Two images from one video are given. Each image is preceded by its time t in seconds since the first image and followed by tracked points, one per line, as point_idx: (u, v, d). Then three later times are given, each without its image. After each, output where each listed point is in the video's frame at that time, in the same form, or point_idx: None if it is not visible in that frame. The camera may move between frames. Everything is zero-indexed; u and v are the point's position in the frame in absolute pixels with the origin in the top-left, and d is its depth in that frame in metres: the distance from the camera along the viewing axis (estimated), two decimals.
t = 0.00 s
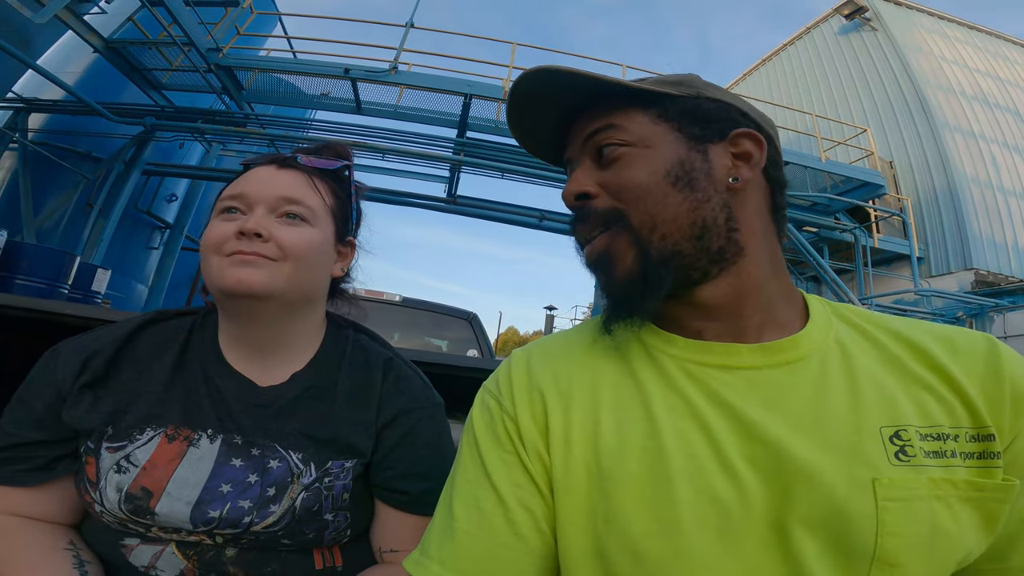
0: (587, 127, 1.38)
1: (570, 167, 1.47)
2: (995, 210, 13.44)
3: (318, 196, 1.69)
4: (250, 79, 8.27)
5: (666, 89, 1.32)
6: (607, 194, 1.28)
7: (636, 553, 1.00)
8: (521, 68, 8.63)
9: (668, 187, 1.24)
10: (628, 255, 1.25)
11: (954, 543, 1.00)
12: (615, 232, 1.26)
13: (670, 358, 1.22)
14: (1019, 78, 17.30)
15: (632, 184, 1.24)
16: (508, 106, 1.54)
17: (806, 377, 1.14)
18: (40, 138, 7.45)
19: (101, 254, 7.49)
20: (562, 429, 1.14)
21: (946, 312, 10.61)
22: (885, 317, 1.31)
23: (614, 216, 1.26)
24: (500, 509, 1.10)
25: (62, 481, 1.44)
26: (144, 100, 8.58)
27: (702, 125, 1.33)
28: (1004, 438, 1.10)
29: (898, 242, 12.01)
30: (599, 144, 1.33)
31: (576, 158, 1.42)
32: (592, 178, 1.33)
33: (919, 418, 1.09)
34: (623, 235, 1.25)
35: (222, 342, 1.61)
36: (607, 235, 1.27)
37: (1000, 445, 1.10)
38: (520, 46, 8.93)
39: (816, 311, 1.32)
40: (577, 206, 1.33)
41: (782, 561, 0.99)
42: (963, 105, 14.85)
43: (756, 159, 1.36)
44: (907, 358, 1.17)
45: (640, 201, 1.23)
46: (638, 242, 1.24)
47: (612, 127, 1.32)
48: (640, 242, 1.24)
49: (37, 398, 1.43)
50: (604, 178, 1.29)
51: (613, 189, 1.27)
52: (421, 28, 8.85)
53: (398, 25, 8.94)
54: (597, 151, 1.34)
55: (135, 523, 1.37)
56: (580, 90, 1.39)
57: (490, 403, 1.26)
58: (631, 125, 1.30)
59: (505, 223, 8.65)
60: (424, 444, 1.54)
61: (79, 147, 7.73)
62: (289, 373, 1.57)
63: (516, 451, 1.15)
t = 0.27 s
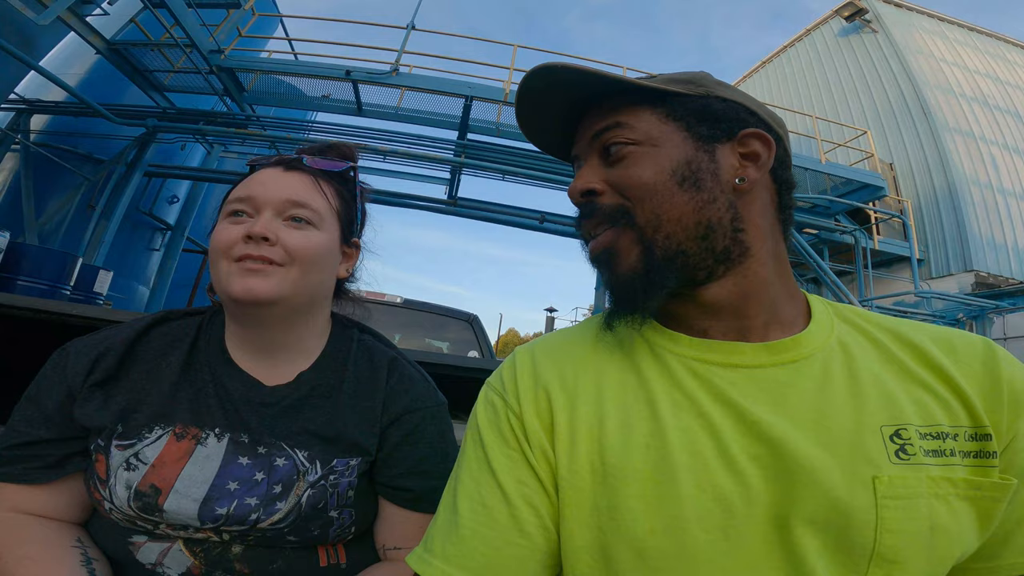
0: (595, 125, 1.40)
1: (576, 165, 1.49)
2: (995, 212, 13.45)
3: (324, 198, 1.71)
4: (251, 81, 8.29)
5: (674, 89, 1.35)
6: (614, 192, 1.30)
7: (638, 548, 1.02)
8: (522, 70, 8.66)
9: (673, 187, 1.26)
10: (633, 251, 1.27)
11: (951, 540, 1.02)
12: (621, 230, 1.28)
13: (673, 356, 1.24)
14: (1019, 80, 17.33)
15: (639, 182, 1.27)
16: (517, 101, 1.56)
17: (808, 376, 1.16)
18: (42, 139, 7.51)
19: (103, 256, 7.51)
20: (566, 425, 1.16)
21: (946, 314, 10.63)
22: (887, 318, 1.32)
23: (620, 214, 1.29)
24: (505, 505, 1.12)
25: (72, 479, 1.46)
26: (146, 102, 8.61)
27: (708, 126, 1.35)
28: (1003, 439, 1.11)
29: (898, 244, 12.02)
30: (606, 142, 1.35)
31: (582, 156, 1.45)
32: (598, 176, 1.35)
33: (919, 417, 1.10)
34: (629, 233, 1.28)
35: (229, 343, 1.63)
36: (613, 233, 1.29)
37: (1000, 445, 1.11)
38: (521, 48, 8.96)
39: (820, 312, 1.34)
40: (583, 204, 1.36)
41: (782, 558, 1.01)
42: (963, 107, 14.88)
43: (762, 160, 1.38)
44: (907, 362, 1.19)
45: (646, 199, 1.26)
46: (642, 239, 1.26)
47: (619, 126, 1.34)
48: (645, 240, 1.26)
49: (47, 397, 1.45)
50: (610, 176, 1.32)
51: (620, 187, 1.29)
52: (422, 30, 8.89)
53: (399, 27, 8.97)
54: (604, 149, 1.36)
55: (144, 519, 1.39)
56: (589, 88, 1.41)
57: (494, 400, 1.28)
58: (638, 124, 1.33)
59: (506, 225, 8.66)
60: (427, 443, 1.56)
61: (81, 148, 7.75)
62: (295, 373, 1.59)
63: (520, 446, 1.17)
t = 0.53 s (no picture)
0: (598, 121, 1.40)
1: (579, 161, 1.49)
2: (996, 213, 13.44)
3: (323, 199, 1.71)
4: (252, 82, 8.30)
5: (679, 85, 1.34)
6: (620, 187, 1.29)
7: (642, 548, 1.02)
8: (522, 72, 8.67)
9: (680, 182, 1.25)
10: (638, 247, 1.26)
11: (956, 542, 1.01)
12: (627, 225, 1.28)
13: (678, 355, 1.24)
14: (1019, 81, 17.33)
15: (644, 178, 1.26)
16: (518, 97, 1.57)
17: (813, 376, 1.15)
18: (43, 141, 7.53)
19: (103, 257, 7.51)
20: (568, 424, 1.16)
21: (946, 315, 10.62)
22: (890, 316, 1.32)
23: (625, 210, 1.28)
24: (507, 504, 1.11)
25: (72, 478, 1.46)
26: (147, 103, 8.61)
27: (715, 122, 1.34)
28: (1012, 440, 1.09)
29: (899, 245, 12.01)
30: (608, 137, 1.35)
31: (586, 152, 1.44)
32: (603, 172, 1.35)
33: (927, 418, 1.09)
34: (635, 228, 1.27)
35: (229, 342, 1.63)
36: (618, 228, 1.28)
37: (1007, 446, 1.09)
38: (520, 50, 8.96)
39: (824, 311, 1.33)
40: (587, 200, 1.35)
41: (785, 558, 1.01)
42: (963, 107, 14.87)
43: (768, 156, 1.37)
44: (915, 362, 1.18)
45: (652, 195, 1.25)
46: (647, 234, 1.25)
47: (624, 121, 1.33)
48: (652, 235, 1.25)
49: (48, 396, 1.45)
50: (615, 172, 1.31)
51: (625, 182, 1.28)
52: (422, 31, 8.90)
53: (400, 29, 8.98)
54: (608, 144, 1.35)
55: (143, 518, 1.39)
56: (593, 82, 1.40)
57: (497, 398, 1.27)
58: (643, 120, 1.32)
59: (506, 226, 8.67)
60: (426, 443, 1.57)
61: (81, 150, 7.75)
62: (294, 373, 1.59)
63: (523, 445, 1.17)
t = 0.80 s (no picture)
0: (619, 113, 1.33)
1: (589, 154, 1.41)
2: (997, 214, 13.42)
3: (321, 200, 1.72)
4: (252, 84, 8.30)
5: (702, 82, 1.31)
6: (649, 183, 1.23)
7: (638, 548, 1.02)
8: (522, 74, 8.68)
9: (713, 181, 1.23)
10: (669, 246, 1.22)
11: (950, 542, 1.01)
12: (656, 223, 1.22)
13: (681, 357, 1.23)
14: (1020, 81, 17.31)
15: (678, 175, 1.21)
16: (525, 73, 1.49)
17: (809, 377, 1.15)
18: (45, 143, 7.55)
19: (105, 260, 7.53)
20: (566, 425, 1.16)
21: (947, 316, 10.61)
22: (885, 317, 1.32)
23: (656, 207, 1.22)
24: (505, 504, 1.12)
25: (69, 476, 1.46)
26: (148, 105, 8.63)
27: (738, 122, 1.32)
28: (1004, 441, 1.09)
29: (900, 246, 11.99)
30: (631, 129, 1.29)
31: (601, 145, 1.36)
32: (626, 167, 1.28)
33: (920, 418, 1.08)
34: (667, 226, 1.22)
35: (226, 342, 1.64)
36: (648, 226, 1.23)
37: (1000, 447, 1.09)
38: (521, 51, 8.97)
39: (821, 313, 1.33)
40: (611, 195, 1.28)
41: (779, 558, 1.00)
42: (964, 108, 14.86)
43: (783, 160, 1.38)
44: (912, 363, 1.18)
45: (687, 192, 1.21)
46: (680, 234, 1.21)
47: (648, 116, 1.28)
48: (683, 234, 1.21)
49: (47, 395, 1.46)
50: (642, 167, 1.25)
51: (656, 178, 1.22)
52: (422, 33, 8.91)
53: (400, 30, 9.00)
54: (630, 139, 1.29)
55: (139, 517, 1.39)
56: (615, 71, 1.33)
57: (493, 398, 1.28)
58: (669, 116, 1.27)
59: (506, 228, 8.68)
60: (422, 442, 1.57)
61: (83, 152, 7.77)
62: (292, 372, 1.59)
63: (520, 445, 1.17)
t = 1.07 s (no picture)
0: (641, 103, 1.26)
1: (601, 142, 1.32)
2: (998, 214, 13.39)
3: (312, 202, 1.71)
4: (253, 86, 8.30)
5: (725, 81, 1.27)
6: (674, 180, 1.18)
7: (626, 549, 1.01)
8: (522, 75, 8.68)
9: (738, 184, 1.20)
10: (689, 247, 1.17)
11: (937, 545, 1.00)
12: (679, 221, 1.17)
13: (671, 361, 1.22)
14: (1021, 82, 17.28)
15: (705, 174, 1.17)
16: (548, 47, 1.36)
17: (798, 380, 1.14)
18: (46, 145, 7.57)
19: (105, 261, 7.54)
20: (557, 427, 1.15)
21: (949, 316, 10.58)
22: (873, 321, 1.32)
23: (681, 205, 1.17)
24: (495, 506, 1.11)
25: (60, 478, 1.46)
26: (149, 107, 8.66)
27: (755, 127, 1.30)
28: (990, 446, 1.09)
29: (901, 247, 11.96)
30: (656, 122, 1.23)
31: (616, 134, 1.28)
32: (647, 161, 1.22)
33: (907, 421, 1.08)
34: (688, 226, 1.17)
35: (217, 344, 1.63)
36: (669, 225, 1.17)
37: (985, 451, 1.08)
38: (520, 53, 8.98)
39: (811, 315, 1.32)
40: (633, 188, 1.20)
41: (766, 561, 1.00)
42: (964, 109, 14.84)
43: (789, 168, 1.37)
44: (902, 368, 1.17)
45: (713, 192, 1.17)
46: (700, 235, 1.17)
47: (673, 111, 1.23)
48: (704, 235, 1.17)
49: (39, 396, 1.46)
50: (665, 163, 1.19)
51: (682, 176, 1.17)
52: (422, 35, 8.92)
53: (400, 32, 9.01)
54: (653, 132, 1.23)
55: (128, 517, 1.39)
56: (642, 59, 1.26)
57: (484, 399, 1.27)
58: (693, 114, 1.23)
59: (507, 229, 8.68)
60: (414, 444, 1.56)
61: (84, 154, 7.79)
62: (283, 374, 1.59)
63: (510, 446, 1.16)
